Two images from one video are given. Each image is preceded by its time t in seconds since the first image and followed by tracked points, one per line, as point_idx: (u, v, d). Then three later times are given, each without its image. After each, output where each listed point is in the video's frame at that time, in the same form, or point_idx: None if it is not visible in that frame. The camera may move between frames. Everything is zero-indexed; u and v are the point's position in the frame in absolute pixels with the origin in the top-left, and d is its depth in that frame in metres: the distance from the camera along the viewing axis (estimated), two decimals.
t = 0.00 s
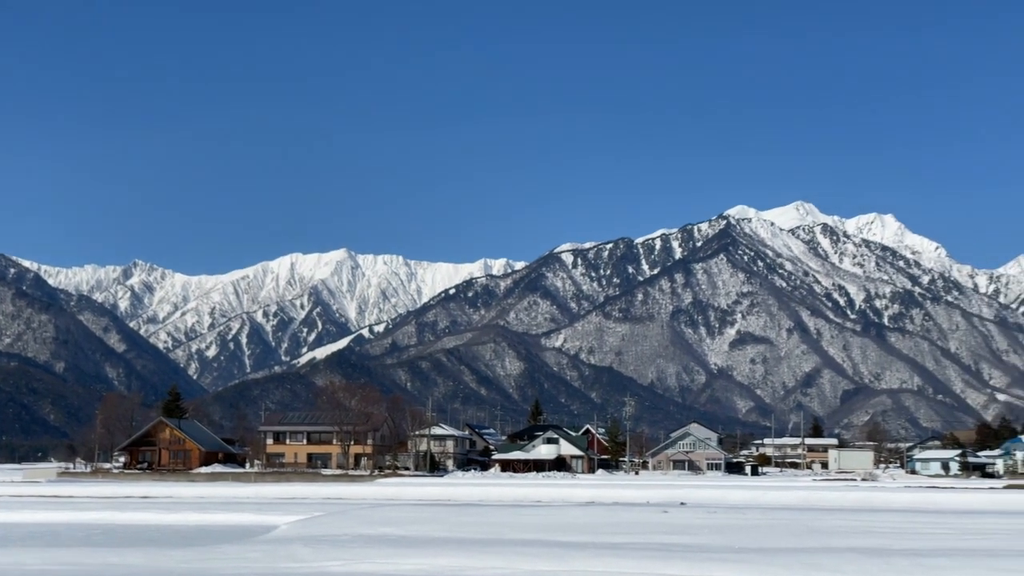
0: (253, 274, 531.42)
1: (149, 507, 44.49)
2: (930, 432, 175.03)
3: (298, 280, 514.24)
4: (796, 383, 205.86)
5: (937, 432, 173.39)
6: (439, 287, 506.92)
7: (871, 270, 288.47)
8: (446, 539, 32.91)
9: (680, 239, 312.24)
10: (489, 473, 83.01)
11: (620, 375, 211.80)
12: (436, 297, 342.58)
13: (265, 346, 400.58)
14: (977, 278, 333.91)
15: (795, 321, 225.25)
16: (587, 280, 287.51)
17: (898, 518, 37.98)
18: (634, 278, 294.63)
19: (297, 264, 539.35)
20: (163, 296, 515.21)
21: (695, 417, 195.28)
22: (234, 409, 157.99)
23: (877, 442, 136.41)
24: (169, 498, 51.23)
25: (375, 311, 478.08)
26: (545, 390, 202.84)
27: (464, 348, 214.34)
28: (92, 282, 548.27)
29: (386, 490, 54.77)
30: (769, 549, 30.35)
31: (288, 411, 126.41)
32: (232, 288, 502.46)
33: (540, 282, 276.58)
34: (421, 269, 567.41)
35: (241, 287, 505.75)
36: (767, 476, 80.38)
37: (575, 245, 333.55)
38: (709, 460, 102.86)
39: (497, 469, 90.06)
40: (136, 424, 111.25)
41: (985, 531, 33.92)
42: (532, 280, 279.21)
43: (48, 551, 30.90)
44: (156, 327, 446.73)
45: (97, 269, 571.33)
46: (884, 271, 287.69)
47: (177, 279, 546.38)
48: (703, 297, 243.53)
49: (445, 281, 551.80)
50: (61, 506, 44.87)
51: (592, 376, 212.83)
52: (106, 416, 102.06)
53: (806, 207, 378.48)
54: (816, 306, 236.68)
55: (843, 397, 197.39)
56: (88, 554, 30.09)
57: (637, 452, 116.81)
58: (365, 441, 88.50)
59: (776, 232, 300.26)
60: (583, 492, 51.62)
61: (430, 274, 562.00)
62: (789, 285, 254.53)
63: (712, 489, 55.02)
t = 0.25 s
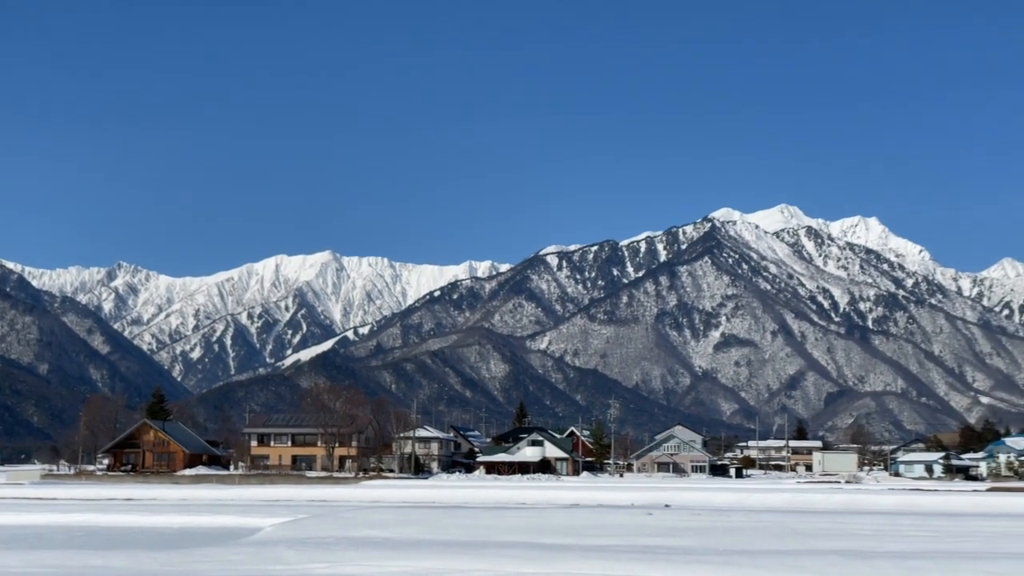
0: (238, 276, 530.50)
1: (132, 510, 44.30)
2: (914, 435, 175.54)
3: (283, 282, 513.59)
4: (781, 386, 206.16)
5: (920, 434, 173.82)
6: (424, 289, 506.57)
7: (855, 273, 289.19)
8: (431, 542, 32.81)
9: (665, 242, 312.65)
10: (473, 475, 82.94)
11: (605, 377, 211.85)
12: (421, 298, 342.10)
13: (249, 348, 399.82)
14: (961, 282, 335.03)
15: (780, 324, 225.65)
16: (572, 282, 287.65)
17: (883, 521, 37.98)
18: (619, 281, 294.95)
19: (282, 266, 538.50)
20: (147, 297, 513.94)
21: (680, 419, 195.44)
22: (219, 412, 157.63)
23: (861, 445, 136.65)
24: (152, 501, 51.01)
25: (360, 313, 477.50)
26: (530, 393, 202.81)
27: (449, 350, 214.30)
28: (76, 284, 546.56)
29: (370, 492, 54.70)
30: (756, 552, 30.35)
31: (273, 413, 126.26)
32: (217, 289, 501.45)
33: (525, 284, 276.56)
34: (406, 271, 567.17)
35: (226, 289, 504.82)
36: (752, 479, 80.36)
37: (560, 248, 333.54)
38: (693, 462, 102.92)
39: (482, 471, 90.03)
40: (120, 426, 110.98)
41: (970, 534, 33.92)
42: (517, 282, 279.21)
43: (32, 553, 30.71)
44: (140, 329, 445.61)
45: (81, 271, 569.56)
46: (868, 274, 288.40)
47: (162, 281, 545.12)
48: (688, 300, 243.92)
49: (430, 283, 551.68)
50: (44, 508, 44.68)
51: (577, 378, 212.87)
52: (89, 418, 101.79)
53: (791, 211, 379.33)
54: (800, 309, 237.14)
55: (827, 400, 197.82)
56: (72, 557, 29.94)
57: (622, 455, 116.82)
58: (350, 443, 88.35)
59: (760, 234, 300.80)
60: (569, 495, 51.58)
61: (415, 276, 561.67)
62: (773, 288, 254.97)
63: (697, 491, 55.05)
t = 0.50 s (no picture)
0: (223, 278, 529.51)
1: (116, 512, 44.34)
2: (898, 438, 176.09)
3: (268, 284, 512.86)
4: (765, 388, 206.57)
5: (905, 437, 174.34)
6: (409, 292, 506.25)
7: (840, 276, 290.00)
8: (416, 544, 32.89)
9: (650, 245, 313.15)
10: (458, 477, 83.00)
11: (590, 380, 212.02)
12: (406, 300, 342.02)
13: (234, 350, 399.19)
14: (945, 285, 336.15)
15: (765, 326, 226.12)
16: (557, 284, 287.84)
17: (866, 524, 38.13)
18: (604, 283, 295.31)
19: (268, 268, 537.72)
20: (131, 299, 512.70)
21: (665, 422, 195.68)
22: (204, 414, 157.37)
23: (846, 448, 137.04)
24: (137, 503, 50.91)
25: (345, 315, 476.95)
26: (515, 395, 202.89)
27: (434, 352, 214.35)
28: (60, 285, 544.95)
29: (355, 494, 54.75)
30: (738, 554, 30.49)
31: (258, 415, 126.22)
32: (202, 291, 500.44)
33: (510, 287, 276.73)
34: (391, 274, 566.86)
35: (211, 291, 503.85)
36: (737, 481, 80.65)
37: (546, 250, 333.71)
38: (678, 465, 102.93)
39: (467, 473, 90.10)
40: (104, 428, 110.72)
41: (951, 536, 34.10)
42: (502, 284, 279.33)
43: (16, 556, 30.73)
44: (125, 330, 444.59)
45: (66, 273, 568.11)
46: (853, 277, 289.19)
47: (146, 283, 543.87)
48: (673, 302, 244.38)
49: (415, 285, 551.41)
50: (28, 510, 44.67)
51: (562, 380, 212.93)
52: (73, 420, 101.56)
53: (776, 214, 380.10)
54: (785, 312, 237.62)
55: (811, 403, 198.34)
56: (56, 559, 29.97)
57: (607, 457, 117.00)
58: (335, 445, 88.21)
59: (745, 237, 301.41)
60: (553, 498, 51.71)
61: (400, 278, 561.26)
62: (758, 291, 255.54)
63: (682, 494, 55.22)
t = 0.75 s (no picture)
0: (208, 280, 528.28)
1: (100, 515, 44.15)
2: (882, 441, 176.44)
3: (253, 286, 511.91)
4: (751, 391, 206.82)
5: (889, 440, 174.73)
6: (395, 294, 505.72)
7: (825, 279, 290.57)
8: (402, 547, 32.82)
9: (636, 248, 313.45)
10: (443, 480, 82.96)
11: (575, 383, 211.96)
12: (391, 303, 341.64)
13: (219, 353, 398.34)
14: (929, 288, 337.10)
15: (750, 329, 226.39)
16: (543, 287, 287.83)
17: (850, 526, 38.22)
18: (590, 286, 295.45)
19: (253, 270, 536.68)
20: (116, 301, 511.35)
21: (650, 424, 195.74)
22: (188, 417, 156.97)
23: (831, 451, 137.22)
24: (121, 506, 50.66)
25: (331, 317, 476.26)
26: (500, 397, 202.83)
27: (420, 355, 214.21)
28: (44, 288, 543.08)
29: (340, 497, 54.63)
30: (723, 558, 30.45)
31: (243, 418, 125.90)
32: (187, 294, 499.13)
33: (496, 289, 276.63)
34: (377, 277, 566.32)
35: (196, 293, 502.55)
36: (722, 485, 80.77)
37: (531, 253, 333.70)
38: (663, 467, 103.04)
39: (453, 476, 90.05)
40: (88, 431, 110.42)
41: (936, 539, 34.15)
42: (488, 287, 279.25)
43: None
44: (110, 333, 443.24)
45: (50, 275, 566.23)
46: (838, 281, 289.74)
47: (130, 284, 542.33)
48: (659, 306, 244.64)
49: (401, 288, 550.96)
50: (12, 513, 44.47)
51: (548, 383, 212.81)
52: (57, 423, 101.30)
53: (761, 217, 380.73)
54: (770, 315, 238.17)
55: (796, 406, 198.68)
56: (38, 562, 29.84)
57: (592, 460, 117.01)
58: (320, 449, 88.09)
59: (730, 240, 301.78)
60: (538, 501, 51.63)
61: (386, 281, 560.77)
62: (743, 294, 255.87)
63: (668, 497, 55.19)
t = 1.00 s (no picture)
0: (193, 282, 526.99)
1: (84, 518, 43.89)
2: (868, 443, 176.79)
3: (239, 289, 510.87)
4: (737, 394, 207.04)
5: (874, 443, 175.13)
6: (381, 296, 505.21)
7: (810, 282, 291.21)
8: (389, 550, 32.64)
9: (622, 250, 313.72)
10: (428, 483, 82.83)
11: (561, 386, 211.89)
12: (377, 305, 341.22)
13: (204, 355, 397.37)
14: (914, 291, 337.97)
15: (736, 332, 226.70)
16: (529, 290, 287.79)
17: (836, 529, 38.18)
18: (575, 289, 295.58)
19: (238, 273, 535.62)
20: (101, 303, 510.10)
21: (636, 427, 195.76)
22: (173, 419, 156.42)
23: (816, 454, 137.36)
24: (105, 509, 50.41)
25: (317, 320, 475.53)
26: (486, 400, 202.71)
27: (406, 357, 214.00)
28: (29, 289, 541.17)
29: (325, 500, 54.45)
30: (710, 560, 30.36)
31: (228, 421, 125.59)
32: (172, 296, 497.82)
33: (482, 292, 276.50)
34: (362, 279, 565.84)
35: (181, 295, 501.33)
36: (708, 487, 80.73)
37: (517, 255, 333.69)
38: (649, 470, 103.09)
39: (439, 478, 89.91)
40: (73, 433, 110.04)
41: (922, 541, 34.13)
42: (474, 289, 279.11)
43: None
44: (95, 335, 441.95)
45: (34, 277, 564.28)
46: (823, 284, 290.25)
47: (115, 286, 540.75)
48: (645, 308, 244.88)
49: (387, 290, 550.48)
50: None
51: (533, 386, 212.69)
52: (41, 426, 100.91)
53: (747, 219, 381.29)
54: (755, 318, 238.52)
55: (782, 408, 198.96)
56: (22, 566, 29.63)
57: (578, 463, 116.98)
58: (305, 451, 87.99)
59: (716, 243, 302.16)
60: (524, 503, 51.50)
61: (371, 284, 560.14)
62: (729, 297, 256.24)
63: (653, 500, 55.11)
